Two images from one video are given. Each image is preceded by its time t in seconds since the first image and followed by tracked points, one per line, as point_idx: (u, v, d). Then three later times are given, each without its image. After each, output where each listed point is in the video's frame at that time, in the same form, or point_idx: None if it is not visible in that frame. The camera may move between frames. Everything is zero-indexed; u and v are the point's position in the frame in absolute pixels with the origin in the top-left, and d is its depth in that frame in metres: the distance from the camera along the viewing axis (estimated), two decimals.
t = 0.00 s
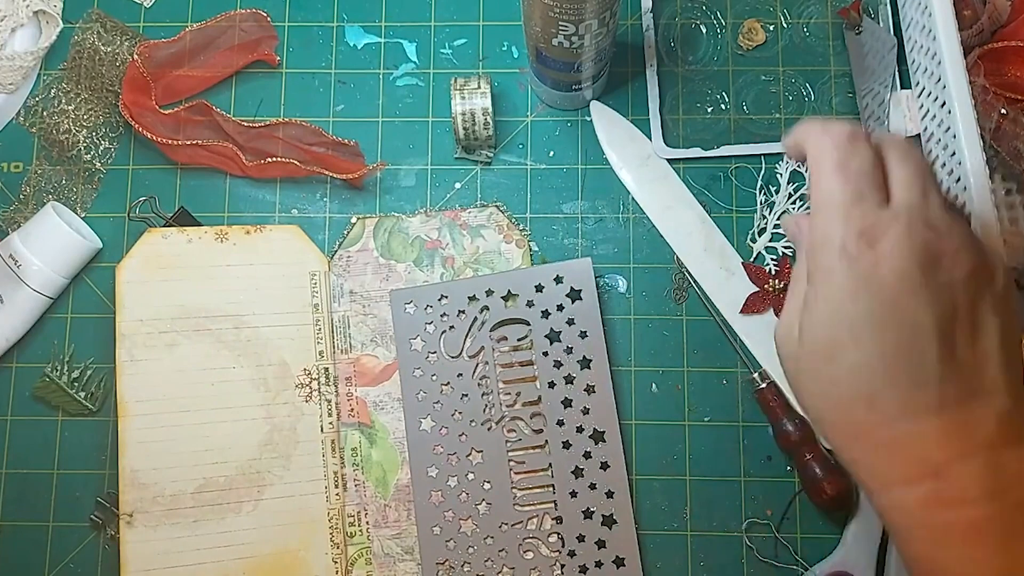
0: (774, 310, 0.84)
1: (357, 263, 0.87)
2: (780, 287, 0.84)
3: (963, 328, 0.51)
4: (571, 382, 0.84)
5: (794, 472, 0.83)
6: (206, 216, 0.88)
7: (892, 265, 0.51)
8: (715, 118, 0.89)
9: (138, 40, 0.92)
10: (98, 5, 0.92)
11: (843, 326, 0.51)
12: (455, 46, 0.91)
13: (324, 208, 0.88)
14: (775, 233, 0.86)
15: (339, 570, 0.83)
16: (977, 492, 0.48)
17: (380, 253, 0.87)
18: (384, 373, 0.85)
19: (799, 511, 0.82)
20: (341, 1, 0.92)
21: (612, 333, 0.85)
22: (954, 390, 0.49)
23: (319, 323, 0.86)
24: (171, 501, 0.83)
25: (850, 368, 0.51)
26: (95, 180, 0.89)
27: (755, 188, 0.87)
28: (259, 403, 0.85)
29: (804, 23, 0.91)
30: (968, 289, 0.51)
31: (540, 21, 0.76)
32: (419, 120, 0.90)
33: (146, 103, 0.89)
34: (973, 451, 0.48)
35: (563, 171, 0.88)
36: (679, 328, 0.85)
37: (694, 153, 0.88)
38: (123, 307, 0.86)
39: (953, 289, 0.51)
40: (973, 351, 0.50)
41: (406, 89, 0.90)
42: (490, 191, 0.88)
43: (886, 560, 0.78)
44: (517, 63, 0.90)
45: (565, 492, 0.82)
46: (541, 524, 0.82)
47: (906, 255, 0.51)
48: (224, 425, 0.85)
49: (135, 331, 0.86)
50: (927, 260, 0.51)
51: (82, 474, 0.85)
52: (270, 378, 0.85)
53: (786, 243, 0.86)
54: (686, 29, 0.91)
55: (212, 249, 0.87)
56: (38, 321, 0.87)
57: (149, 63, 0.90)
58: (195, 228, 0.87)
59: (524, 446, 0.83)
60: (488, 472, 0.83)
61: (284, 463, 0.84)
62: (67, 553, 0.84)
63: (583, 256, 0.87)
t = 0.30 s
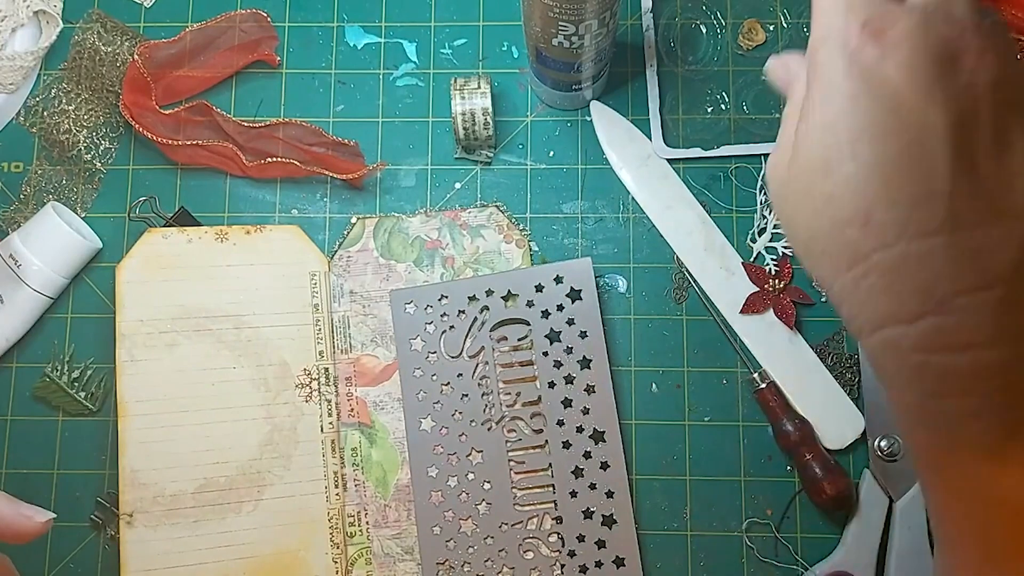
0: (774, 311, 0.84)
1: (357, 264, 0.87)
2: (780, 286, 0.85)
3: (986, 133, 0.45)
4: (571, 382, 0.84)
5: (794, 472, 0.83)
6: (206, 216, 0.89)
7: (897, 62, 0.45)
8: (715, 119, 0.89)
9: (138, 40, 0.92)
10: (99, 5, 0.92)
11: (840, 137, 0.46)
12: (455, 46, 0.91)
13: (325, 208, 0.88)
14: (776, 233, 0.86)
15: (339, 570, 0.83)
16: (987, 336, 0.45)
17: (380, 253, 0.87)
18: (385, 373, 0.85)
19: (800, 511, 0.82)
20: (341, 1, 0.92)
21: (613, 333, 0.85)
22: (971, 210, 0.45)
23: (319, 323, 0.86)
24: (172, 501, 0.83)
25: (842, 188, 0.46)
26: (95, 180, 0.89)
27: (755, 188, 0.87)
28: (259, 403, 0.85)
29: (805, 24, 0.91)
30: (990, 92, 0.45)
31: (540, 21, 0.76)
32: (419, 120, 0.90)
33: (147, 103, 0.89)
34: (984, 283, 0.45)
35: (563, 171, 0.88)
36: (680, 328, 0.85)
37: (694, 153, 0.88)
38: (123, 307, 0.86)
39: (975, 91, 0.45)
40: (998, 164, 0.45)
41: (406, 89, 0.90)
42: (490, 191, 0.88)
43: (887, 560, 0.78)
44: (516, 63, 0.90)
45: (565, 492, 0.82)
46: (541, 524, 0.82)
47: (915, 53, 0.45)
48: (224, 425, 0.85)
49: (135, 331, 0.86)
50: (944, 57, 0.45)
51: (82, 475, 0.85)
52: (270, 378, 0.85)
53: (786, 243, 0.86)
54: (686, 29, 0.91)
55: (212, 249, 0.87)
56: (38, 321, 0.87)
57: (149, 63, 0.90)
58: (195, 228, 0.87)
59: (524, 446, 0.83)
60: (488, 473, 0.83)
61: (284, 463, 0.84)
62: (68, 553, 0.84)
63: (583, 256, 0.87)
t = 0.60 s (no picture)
0: (774, 310, 0.84)
1: (357, 264, 0.87)
2: (780, 286, 0.85)
3: None
4: (571, 382, 0.84)
5: (794, 472, 0.82)
6: (206, 216, 0.88)
7: None
8: (716, 119, 0.89)
9: (138, 40, 0.92)
10: (98, 5, 0.92)
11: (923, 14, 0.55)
12: (455, 46, 0.91)
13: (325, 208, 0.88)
14: (776, 233, 0.86)
15: (339, 570, 0.83)
16: None
17: (380, 253, 0.87)
18: (385, 373, 0.85)
19: (800, 511, 0.82)
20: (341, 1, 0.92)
21: (613, 334, 0.85)
22: None
23: (319, 324, 0.86)
24: (172, 501, 0.83)
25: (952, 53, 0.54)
26: (95, 180, 0.89)
27: (755, 188, 0.87)
28: (259, 403, 0.85)
29: (804, 24, 0.91)
30: None
31: (540, 21, 0.76)
32: (419, 120, 0.90)
33: (146, 103, 0.89)
34: None
35: (564, 171, 0.88)
36: (680, 328, 0.85)
37: (694, 153, 0.88)
38: (123, 307, 0.86)
39: None
40: None
41: (406, 89, 0.90)
42: (490, 191, 0.88)
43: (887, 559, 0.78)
44: (516, 63, 0.90)
45: (565, 492, 0.82)
46: (541, 524, 0.82)
47: None
48: (224, 426, 0.85)
49: (135, 331, 0.86)
50: None
51: (82, 475, 0.85)
52: (270, 378, 0.85)
53: (786, 244, 0.86)
54: (686, 29, 0.91)
55: (212, 249, 0.87)
56: (38, 321, 0.87)
57: (149, 63, 0.90)
58: (195, 228, 0.87)
59: (524, 446, 0.83)
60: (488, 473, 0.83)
61: (284, 463, 0.84)
62: (67, 554, 0.83)
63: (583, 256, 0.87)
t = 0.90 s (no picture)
0: (775, 311, 0.84)
1: (357, 264, 0.87)
2: (780, 286, 0.85)
3: None
4: (571, 382, 0.84)
5: (794, 472, 0.82)
6: (206, 216, 0.88)
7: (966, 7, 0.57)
8: (715, 120, 0.89)
9: (138, 40, 0.92)
10: (98, 5, 0.92)
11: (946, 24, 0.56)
12: (455, 46, 0.91)
13: (326, 208, 0.88)
14: (775, 234, 0.86)
15: (339, 570, 0.83)
16: None
17: (380, 253, 0.87)
18: (385, 373, 0.85)
19: (800, 511, 0.82)
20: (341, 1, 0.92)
21: (613, 333, 0.85)
22: None
23: (319, 324, 0.86)
24: (172, 501, 0.83)
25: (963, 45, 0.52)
26: (95, 180, 0.89)
27: (755, 188, 0.87)
28: (259, 403, 0.85)
29: (805, 24, 0.91)
30: None
31: (540, 21, 0.76)
32: (419, 120, 0.90)
33: (146, 103, 0.89)
34: None
35: (564, 171, 0.88)
36: (680, 328, 0.85)
37: (694, 154, 0.88)
38: (123, 307, 0.86)
39: None
40: None
41: (406, 89, 0.90)
42: (490, 191, 0.88)
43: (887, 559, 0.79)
44: (516, 63, 0.90)
45: (565, 492, 0.82)
46: (541, 524, 0.82)
47: None
48: (224, 426, 0.85)
49: (135, 331, 0.86)
50: None
51: (82, 475, 0.85)
52: (270, 378, 0.85)
53: (786, 244, 0.86)
54: (686, 30, 0.91)
55: (212, 249, 0.87)
56: (38, 321, 0.87)
57: (149, 63, 0.90)
58: (195, 228, 0.87)
59: (525, 446, 0.83)
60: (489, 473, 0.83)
61: (284, 463, 0.84)
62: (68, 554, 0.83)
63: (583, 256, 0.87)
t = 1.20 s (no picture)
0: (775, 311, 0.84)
1: (357, 263, 0.87)
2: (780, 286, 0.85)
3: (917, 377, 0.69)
4: (571, 382, 0.84)
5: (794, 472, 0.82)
6: (206, 216, 0.88)
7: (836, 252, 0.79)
8: (715, 121, 0.89)
9: (138, 40, 0.92)
10: (98, 5, 0.92)
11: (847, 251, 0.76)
12: (455, 47, 0.91)
13: (326, 208, 0.88)
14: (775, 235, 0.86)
15: (339, 570, 0.83)
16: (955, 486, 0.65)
17: (380, 253, 0.87)
18: (384, 373, 0.85)
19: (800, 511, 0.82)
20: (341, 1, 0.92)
21: (613, 333, 0.86)
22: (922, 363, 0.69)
23: (319, 324, 0.86)
24: (172, 500, 0.83)
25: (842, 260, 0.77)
26: (95, 180, 0.89)
27: (755, 188, 0.87)
28: (258, 403, 0.85)
29: (804, 25, 0.91)
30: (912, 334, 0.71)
31: (540, 22, 0.76)
32: (419, 120, 0.90)
33: (147, 103, 0.89)
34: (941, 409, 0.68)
35: (564, 171, 0.88)
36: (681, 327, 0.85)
37: (694, 155, 0.88)
38: (123, 307, 0.86)
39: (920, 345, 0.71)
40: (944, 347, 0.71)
41: (406, 90, 0.90)
42: (490, 191, 0.88)
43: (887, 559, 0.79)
44: (516, 64, 0.90)
45: (565, 492, 0.82)
46: (541, 524, 0.82)
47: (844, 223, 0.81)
48: (224, 426, 0.85)
49: (135, 331, 0.86)
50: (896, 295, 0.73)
51: (82, 475, 0.85)
52: (270, 378, 0.85)
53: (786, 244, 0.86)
54: (686, 31, 0.91)
55: (212, 249, 0.87)
56: (38, 321, 0.87)
57: (149, 64, 0.90)
58: (195, 228, 0.87)
59: (525, 446, 0.83)
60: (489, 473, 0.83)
61: (284, 463, 0.84)
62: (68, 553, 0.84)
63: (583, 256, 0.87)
